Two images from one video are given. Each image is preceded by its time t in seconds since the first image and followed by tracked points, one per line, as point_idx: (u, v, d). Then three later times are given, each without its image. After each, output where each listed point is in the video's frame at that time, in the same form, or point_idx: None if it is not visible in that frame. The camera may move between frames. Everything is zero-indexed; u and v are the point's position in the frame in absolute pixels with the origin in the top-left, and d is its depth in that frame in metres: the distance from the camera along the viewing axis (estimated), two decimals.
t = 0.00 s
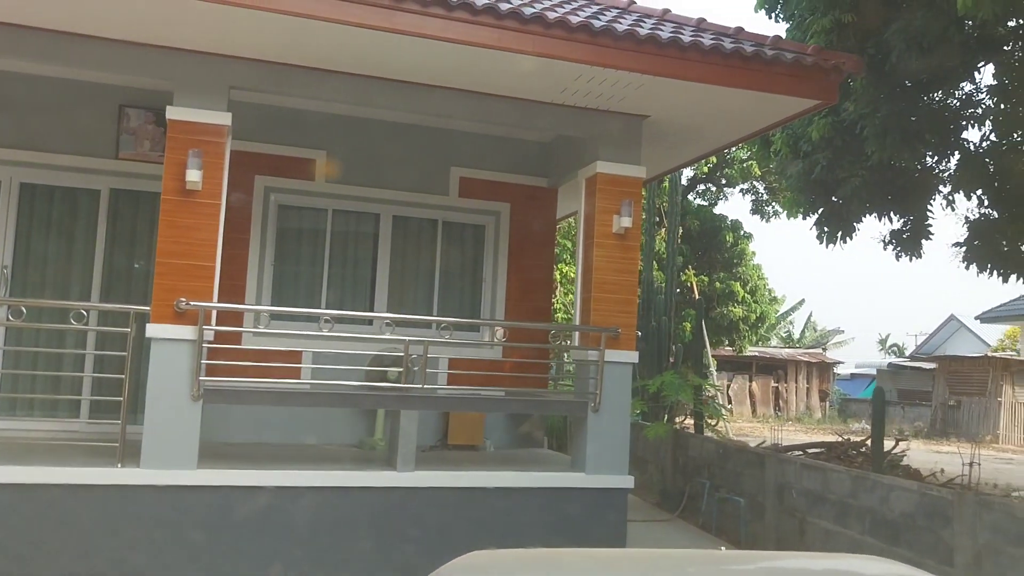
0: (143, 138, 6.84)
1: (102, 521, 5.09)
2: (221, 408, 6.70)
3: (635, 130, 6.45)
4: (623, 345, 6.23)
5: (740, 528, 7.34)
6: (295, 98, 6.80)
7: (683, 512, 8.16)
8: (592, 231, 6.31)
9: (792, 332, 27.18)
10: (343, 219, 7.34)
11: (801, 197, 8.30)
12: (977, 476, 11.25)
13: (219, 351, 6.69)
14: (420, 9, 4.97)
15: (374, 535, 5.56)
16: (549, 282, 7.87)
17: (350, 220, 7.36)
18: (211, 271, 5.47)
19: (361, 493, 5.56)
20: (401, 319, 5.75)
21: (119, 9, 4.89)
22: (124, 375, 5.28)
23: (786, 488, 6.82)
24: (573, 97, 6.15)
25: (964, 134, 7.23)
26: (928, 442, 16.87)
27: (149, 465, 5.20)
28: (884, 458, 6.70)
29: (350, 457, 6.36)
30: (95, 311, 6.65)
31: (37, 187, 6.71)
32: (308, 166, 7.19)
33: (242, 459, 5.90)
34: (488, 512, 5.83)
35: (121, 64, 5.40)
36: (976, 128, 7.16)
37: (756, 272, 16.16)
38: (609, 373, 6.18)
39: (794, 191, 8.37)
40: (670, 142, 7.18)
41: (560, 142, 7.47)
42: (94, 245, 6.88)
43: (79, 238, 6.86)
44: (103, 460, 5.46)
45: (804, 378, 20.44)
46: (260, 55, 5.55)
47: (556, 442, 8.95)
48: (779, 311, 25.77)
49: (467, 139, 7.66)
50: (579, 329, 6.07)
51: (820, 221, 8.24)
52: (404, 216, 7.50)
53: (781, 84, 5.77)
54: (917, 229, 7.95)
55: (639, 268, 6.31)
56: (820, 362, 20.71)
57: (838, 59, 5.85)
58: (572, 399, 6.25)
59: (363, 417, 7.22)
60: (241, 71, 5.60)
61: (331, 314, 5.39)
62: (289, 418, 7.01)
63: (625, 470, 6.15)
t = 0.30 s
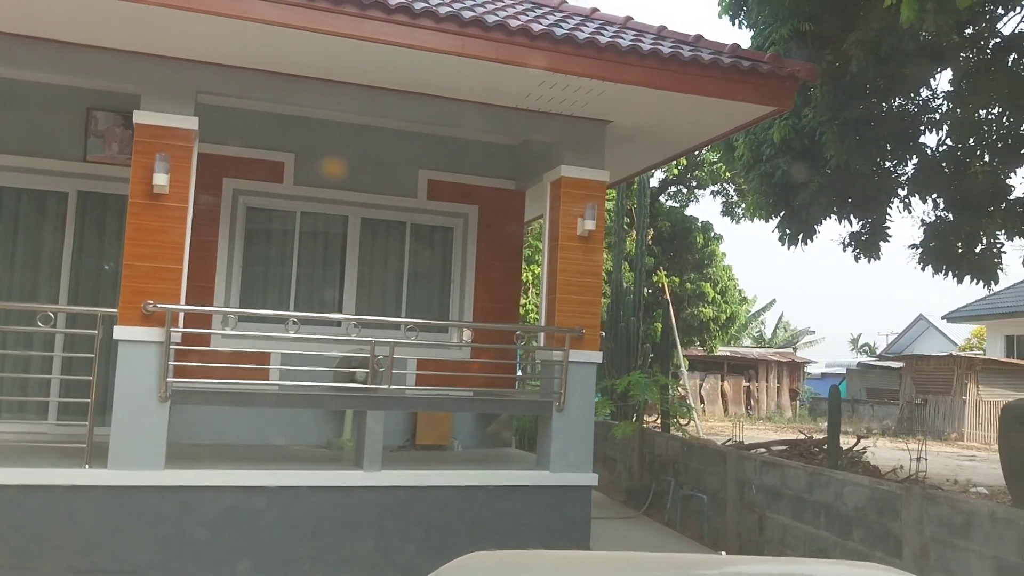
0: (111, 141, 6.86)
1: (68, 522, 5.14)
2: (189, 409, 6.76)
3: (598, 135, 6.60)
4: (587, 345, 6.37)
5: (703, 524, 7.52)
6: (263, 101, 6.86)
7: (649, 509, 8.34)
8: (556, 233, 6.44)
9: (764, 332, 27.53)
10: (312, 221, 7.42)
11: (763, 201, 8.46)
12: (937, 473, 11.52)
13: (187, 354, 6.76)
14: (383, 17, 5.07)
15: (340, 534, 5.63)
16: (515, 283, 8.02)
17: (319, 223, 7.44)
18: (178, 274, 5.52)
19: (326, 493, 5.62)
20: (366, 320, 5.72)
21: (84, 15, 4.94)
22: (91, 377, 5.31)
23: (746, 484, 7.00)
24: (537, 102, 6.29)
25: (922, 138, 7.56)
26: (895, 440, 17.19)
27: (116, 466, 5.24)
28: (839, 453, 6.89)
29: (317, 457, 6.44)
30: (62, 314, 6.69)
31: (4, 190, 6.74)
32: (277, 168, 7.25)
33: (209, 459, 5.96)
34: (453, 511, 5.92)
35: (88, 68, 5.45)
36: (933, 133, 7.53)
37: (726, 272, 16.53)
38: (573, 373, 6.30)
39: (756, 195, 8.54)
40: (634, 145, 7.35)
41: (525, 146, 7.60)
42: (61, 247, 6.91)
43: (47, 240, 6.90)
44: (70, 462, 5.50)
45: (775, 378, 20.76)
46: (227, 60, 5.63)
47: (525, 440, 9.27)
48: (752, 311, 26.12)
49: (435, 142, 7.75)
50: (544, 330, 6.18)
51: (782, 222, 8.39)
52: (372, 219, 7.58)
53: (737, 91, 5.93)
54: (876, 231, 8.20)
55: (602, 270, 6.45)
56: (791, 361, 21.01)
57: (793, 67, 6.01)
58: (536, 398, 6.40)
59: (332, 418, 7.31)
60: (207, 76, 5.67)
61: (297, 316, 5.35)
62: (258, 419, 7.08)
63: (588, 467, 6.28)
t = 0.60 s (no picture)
0: (89, 141, 6.83)
1: (46, 522, 5.13)
2: (168, 409, 6.76)
3: (576, 135, 6.67)
4: (566, 345, 6.42)
5: (682, 521, 7.61)
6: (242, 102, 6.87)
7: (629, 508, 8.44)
8: (535, 233, 6.49)
9: (744, 331, 27.76)
10: (292, 221, 7.43)
11: (741, 201, 8.53)
12: (913, 470, 11.68)
13: (167, 354, 6.76)
14: (361, 18, 5.10)
15: (320, 533, 5.64)
16: (495, 282, 8.08)
17: (298, 223, 7.45)
18: (157, 274, 5.52)
19: (306, 492, 5.63)
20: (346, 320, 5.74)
21: (60, 14, 4.93)
22: (69, 377, 5.30)
23: (723, 481, 7.09)
24: (516, 103, 6.36)
25: (897, 139, 7.74)
26: (873, 438, 17.40)
27: (95, 465, 5.24)
28: (815, 450, 6.98)
29: (297, 457, 6.46)
30: (41, 315, 6.68)
31: None
32: (257, 168, 7.26)
33: (188, 459, 5.96)
34: (433, 510, 5.95)
35: (66, 68, 5.45)
36: (908, 133, 7.71)
37: (705, 272, 16.69)
38: (551, 372, 6.35)
39: (735, 194, 8.59)
40: (613, 146, 7.44)
41: (505, 146, 7.65)
42: (39, 248, 6.90)
43: (25, 240, 6.88)
44: (48, 462, 5.49)
45: (755, 376, 20.94)
46: (206, 60, 5.64)
47: (505, 439, 9.43)
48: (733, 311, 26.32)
49: (415, 143, 7.79)
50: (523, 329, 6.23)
51: (759, 223, 8.48)
52: (352, 219, 7.61)
53: (713, 92, 6.01)
54: (852, 232, 8.34)
55: (581, 269, 6.51)
56: (771, 360, 21.21)
57: (768, 69, 6.11)
58: (515, 397, 6.43)
59: (312, 418, 7.34)
60: (186, 77, 5.68)
61: (277, 315, 5.37)
62: (238, 419, 7.09)
63: (568, 466, 6.32)
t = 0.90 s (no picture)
0: (72, 139, 6.74)
1: (29, 524, 5.09)
2: (153, 410, 6.73)
3: (562, 135, 6.69)
4: (552, 344, 6.43)
5: (667, 520, 7.66)
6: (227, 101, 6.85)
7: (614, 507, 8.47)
8: (521, 233, 6.50)
9: (729, 330, 27.91)
10: (277, 221, 7.41)
11: (726, 201, 8.57)
12: (897, 468, 11.79)
13: (151, 354, 6.73)
14: (347, 17, 5.10)
15: (306, 534, 5.63)
16: (481, 282, 8.08)
17: (284, 222, 7.43)
18: (141, 274, 5.49)
19: (292, 492, 5.62)
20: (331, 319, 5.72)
21: (44, 12, 4.89)
22: (52, 377, 5.26)
23: (709, 480, 7.13)
24: (502, 103, 6.37)
25: (881, 139, 7.80)
26: (858, 436, 17.55)
27: (79, 466, 5.21)
28: (800, 448, 7.02)
29: (283, 457, 6.45)
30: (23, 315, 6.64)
31: None
32: (242, 167, 7.24)
33: (173, 460, 5.93)
34: (419, 509, 5.95)
35: (49, 66, 5.41)
36: (892, 133, 7.79)
37: (690, 272, 16.78)
38: (538, 372, 6.36)
39: (720, 194, 8.62)
40: (600, 146, 7.47)
41: (491, 146, 7.66)
42: (21, 247, 6.85)
43: (7, 240, 6.83)
44: (30, 463, 5.45)
45: (740, 375, 21.07)
46: (191, 58, 5.61)
47: (490, 439, 9.46)
48: (718, 310, 26.44)
49: (401, 142, 7.79)
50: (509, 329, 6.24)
51: (746, 223, 8.52)
52: (338, 219, 7.60)
53: (699, 91, 6.04)
54: (836, 231, 8.39)
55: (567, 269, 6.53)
56: (756, 359, 21.34)
57: (753, 69, 6.14)
58: (501, 397, 6.44)
59: (297, 418, 7.33)
60: (171, 75, 5.65)
61: (262, 316, 5.36)
62: (223, 419, 7.06)
63: (554, 465, 6.33)
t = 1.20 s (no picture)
0: (60, 139, 6.74)
1: (17, 525, 5.07)
2: (141, 410, 6.71)
3: (551, 135, 6.71)
4: (541, 343, 6.45)
5: (656, 519, 7.70)
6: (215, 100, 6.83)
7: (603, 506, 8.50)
8: (510, 232, 6.52)
9: (718, 330, 28.01)
10: (266, 221, 7.40)
11: (715, 201, 8.60)
12: (885, 467, 11.88)
13: (138, 355, 6.71)
14: (336, 17, 5.10)
15: (295, 534, 5.63)
16: (471, 281, 8.10)
17: (273, 222, 7.42)
18: (129, 274, 5.48)
19: (282, 492, 5.62)
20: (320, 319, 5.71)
21: (30, 11, 4.88)
22: (40, 377, 5.23)
23: (698, 479, 7.17)
24: (490, 103, 6.39)
25: (869, 139, 7.85)
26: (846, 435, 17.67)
27: (67, 466, 5.19)
28: (789, 448, 7.05)
29: (272, 456, 6.44)
30: (10, 315, 6.61)
31: None
32: (231, 167, 7.23)
33: (162, 460, 5.92)
34: (409, 508, 5.95)
35: (36, 65, 5.39)
36: (880, 133, 7.83)
37: (680, 271, 16.84)
38: (527, 372, 6.37)
39: (709, 194, 8.65)
40: (589, 146, 7.49)
41: (480, 146, 7.68)
42: (8, 247, 6.82)
43: None
44: (18, 463, 5.42)
45: (729, 375, 21.16)
46: (180, 58, 5.60)
47: (480, 438, 9.50)
48: (707, 310, 26.53)
49: (390, 142, 7.79)
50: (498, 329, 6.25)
51: (734, 222, 8.56)
52: (328, 218, 7.60)
53: (688, 91, 6.07)
54: (825, 231, 8.44)
55: (556, 268, 6.55)
56: (745, 359, 21.43)
57: (742, 69, 6.17)
58: (490, 396, 6.46)
59: (287, 418, 7.33)
60: (159, 74, 5.64)
61: (251, 315, 5.35)
62: (211, 419, 7.05)
63: (543, 464, 6.34)
